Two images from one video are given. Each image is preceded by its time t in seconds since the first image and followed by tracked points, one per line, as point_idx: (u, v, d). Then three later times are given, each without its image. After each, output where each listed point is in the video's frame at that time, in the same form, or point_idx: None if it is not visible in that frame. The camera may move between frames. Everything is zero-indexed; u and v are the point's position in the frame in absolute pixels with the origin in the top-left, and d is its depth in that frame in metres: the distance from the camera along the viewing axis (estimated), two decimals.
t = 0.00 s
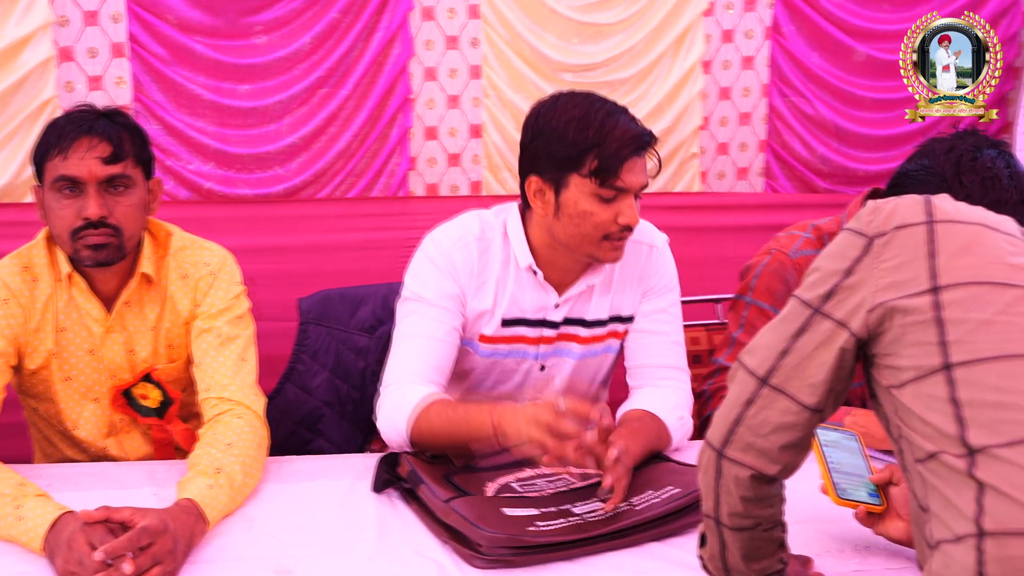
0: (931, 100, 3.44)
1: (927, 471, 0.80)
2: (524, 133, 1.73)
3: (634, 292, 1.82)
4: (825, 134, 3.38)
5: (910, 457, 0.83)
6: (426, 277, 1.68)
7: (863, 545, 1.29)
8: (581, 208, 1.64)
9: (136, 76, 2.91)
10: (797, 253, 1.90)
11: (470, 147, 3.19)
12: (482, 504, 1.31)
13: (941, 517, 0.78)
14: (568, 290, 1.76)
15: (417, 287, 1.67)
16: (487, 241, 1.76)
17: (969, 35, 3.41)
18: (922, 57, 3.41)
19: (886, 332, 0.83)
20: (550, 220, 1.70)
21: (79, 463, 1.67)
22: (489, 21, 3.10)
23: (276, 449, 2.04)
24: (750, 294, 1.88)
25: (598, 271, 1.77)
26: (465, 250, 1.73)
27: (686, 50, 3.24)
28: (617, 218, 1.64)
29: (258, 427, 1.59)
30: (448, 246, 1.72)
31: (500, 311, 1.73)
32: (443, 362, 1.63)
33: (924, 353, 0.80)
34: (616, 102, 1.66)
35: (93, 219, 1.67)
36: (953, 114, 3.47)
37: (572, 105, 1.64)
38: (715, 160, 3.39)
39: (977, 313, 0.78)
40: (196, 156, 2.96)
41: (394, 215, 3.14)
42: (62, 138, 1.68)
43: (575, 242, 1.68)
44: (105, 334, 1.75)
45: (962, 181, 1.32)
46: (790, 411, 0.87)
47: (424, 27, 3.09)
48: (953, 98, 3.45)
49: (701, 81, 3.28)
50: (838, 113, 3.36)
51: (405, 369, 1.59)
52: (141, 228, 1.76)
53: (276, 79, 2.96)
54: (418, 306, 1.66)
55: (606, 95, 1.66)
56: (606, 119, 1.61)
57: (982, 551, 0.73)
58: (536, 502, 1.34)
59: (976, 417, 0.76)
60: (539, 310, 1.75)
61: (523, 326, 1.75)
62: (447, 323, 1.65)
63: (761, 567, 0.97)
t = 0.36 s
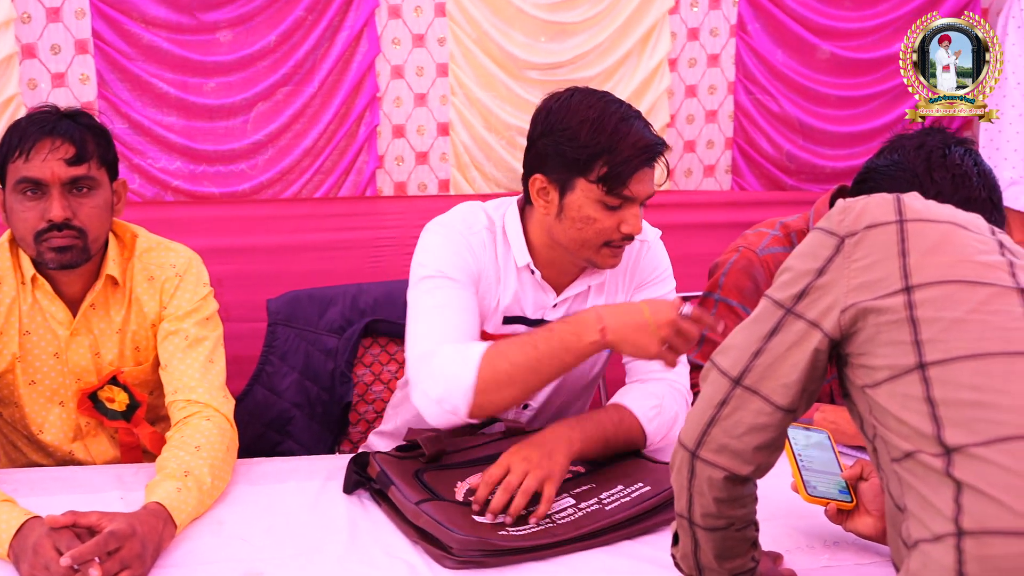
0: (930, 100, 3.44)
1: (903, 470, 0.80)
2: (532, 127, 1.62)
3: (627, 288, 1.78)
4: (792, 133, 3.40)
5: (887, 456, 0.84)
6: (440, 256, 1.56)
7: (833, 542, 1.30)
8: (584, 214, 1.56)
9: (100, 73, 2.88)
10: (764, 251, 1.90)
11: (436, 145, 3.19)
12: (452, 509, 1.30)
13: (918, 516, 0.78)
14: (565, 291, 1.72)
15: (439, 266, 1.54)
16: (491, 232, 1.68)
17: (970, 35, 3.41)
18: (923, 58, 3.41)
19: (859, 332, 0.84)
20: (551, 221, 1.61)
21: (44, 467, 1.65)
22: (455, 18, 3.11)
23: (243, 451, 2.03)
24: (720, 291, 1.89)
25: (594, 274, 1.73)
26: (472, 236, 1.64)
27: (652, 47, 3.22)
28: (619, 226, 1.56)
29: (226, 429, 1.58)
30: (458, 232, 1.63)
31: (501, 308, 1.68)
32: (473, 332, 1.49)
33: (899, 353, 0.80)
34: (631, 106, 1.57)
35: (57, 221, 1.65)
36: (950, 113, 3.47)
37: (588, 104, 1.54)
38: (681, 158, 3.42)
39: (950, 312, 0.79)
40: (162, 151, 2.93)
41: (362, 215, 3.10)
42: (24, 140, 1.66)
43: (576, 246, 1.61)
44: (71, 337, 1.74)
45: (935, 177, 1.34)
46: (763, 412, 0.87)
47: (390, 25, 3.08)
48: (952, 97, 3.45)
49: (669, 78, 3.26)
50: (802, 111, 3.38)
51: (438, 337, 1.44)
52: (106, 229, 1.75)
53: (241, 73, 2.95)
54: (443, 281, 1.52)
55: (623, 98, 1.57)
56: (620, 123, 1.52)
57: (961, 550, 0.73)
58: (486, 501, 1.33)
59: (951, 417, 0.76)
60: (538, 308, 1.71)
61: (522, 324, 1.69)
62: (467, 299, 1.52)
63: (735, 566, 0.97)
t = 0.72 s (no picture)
0: (930, 100, 3.48)
1: (884, 473, 0.80)
2: (585, 149, 1.55)
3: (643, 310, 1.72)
4: (758, 130, 3.42)
5: (867, 459, 0.84)
6: (466, 301, 1.49)
7: (804, 538, 1.29)
8: (628, 247, 1.51)
9: (65, 70, 2.83)
10: (733, 250, 1.89)
11: (406, 143, 3.16)
12: (424, 513, 1.30)
13: (901, 520, 0.78)
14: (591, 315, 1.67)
15: (466, 314, 1.47)
16: (520, 261, 1.60)
17: (968, 35, 3.37)
18: (921, 58, 3.46)
19: (837, 334, 0.83)
20: (591, 247, 1.56)
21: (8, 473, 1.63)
22: (422, 17, 3.09)
23: (215, 455, 2.00)
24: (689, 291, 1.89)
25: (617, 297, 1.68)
26: (498, 273, 1.56)
27: (618, 46, 3.22)
28: (659, 264, 1.52)
29: (195, 432, 1.57)
30: (486, 269, 1.55)
31: (531, 338, 1.61)
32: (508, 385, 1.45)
33: (878, 355, 0.80)
34: (689, 143, 1.51)
35: (21, 223, 1.63)
36: (950, 114, 3.42)
37: (649, 138, 1.47)
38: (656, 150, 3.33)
39: (929, 313, 0.79)
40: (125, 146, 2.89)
41: (330, 215, 3.10)
42: None
43: (612, 276, 1.56)
44: (36, 340, 1.71)
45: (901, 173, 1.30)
46: (738, 416, 0.87)
47: (358, 24, 3.06)
48: (952, 98, 3.41)
49: (636, 76, 3.26)
50: (767, 107, 3.40)
51: (472, 396, 1.41)
52: (71, 231, 1.72)
53: (210, 69, 2.92)
54: (471, 334, 1.46)
55: (681, 134, 1.50)
56: (679, 163, 1.46)
57: (948, 556, 0.72)
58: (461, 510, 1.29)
59: (933, 419, 0.76)
60: (567, 333, 1.64)
61: (552, 351, 1.64)
62: (502, 349, 1.46)
63: (707, 566, 0.96)
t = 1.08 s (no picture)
0: (931, 100, 3.29)
1: (852, 471, 0.80)
2: (561, 125, 1.59)
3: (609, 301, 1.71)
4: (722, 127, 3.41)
5: (835, 458, 0.83)
6: (425, 307, 1.48)
7: (776, 537, 1.29)
8: (593, 221, 1.53)
9: (31, 67, 2.80)
10: (705, 250, 1.89)
11: (376, 142, 3.16)
12: (394, 516, 1.29)
13: (869, 518, 0.78)
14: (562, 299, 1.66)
15: (424, 323, 1.47)
16: (486, 255, 1.59)
17: (969, 34, 3.24)
18: (922, 56, 3.41)
19: (803, 336, 0.83)
20: (558, 221, 1.57)
21: None
22: (392, 16, 3.08)
23: (182, 458, 1.98)
24: (660, 291, 1.90)
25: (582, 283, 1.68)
26: (462, 273, 1.54)
27: (586, 44, 3.22)
28: (624, 242, 1.53)
29: (164, 437, 1.55)
30: (449, 272, 1.53)
31: (506, 327, 1.61)
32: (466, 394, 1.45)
33: (844, 355, 0.80)
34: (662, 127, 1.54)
35: None
36: (950, 115, 3.23)
37: (623, 116, 1.51)
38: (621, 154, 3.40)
39: (895, 311, 0.78)
40: (92, 144, 2.86)
41: (300, 216, 3.08)
42: None
43: (578, 251, 1.57)
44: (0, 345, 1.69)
45: (863, 176, 1.31)
46: (713, 422, 0.87)
47: (327, 22, 3.06)
48: (952, 98, 3.23)
49: (603, 76, 3.26)
50: (733, 106, 3.40)
51: (429, 407, 1.41)
52: (36, 234, 1.70)
53: (181, 64, 2.90)
54: (430, 343, 1.45)
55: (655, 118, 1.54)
56: (650, 141, 1.49)
57: (916, 552, 0.72)
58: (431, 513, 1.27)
59: (899, 416, 0.76)
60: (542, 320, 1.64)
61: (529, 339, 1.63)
62: (460, 357, 1.46)
63: (693, 567, 0.99)
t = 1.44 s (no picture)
0: (930, 99, 3.26)
1: (818, 465, 0.80)
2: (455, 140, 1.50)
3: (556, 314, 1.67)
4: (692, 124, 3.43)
5: (802, 452, 0.84)
6: (358, 322, 1.46)
7: (753, 536, 1.29)
8: (504, 242, 1.46)
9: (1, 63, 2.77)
10: (679, 250, 1.90)
11: (351, 140, 3.15)
12: (371, 517, 1.28)
13: (835, 511, 0.78)
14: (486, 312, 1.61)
15: (363, 335, 1.45)
16: (403, 266, 1.55)
17: (968, 34, 3.20)
18: (921, 58, 3.27)
19: (772, 330, 0.84)
20: (468, 243, 1.50)
21: None
22: (366, 13, 3.07)
23: (157, 460, 1.99)
24: (636, 292, 1.89)
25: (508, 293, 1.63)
26: (382, 281, 1.51)
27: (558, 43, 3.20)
28: (539, 255, 1.47)
29: (136, 439, 1.54)
30: (369, 282, 1.50)
31: (430, 342, 1.56)
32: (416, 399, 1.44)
33: (812, 349, 0.80)
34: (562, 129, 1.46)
35: None
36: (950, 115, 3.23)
37: (517, 127, 1.42)
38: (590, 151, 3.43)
39: (862, 307, 0.79)
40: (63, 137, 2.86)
41: (277, 217, 3.01)
42: None
43: (493, 270, 1.51)
44: None
45: (844, 174, 1.25)
46: (684, 415, 0.88)
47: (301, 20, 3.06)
48: (952, 97, 3.22)
49: (576, 74, 3.25)
50: (703, 104, 3.41)
51: (382, 419, 1.40)
52: (5, 235, 1.68)
53: (154, 56, 2.89)
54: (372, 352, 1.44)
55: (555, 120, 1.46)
56: (551, 149, 1.41)
57: (879, 543, 0.72)
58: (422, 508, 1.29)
59: (866, 411, 0.76)
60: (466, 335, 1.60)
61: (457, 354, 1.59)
62: (403, 362, 1.45)
63: (670, 564, 0.99)
